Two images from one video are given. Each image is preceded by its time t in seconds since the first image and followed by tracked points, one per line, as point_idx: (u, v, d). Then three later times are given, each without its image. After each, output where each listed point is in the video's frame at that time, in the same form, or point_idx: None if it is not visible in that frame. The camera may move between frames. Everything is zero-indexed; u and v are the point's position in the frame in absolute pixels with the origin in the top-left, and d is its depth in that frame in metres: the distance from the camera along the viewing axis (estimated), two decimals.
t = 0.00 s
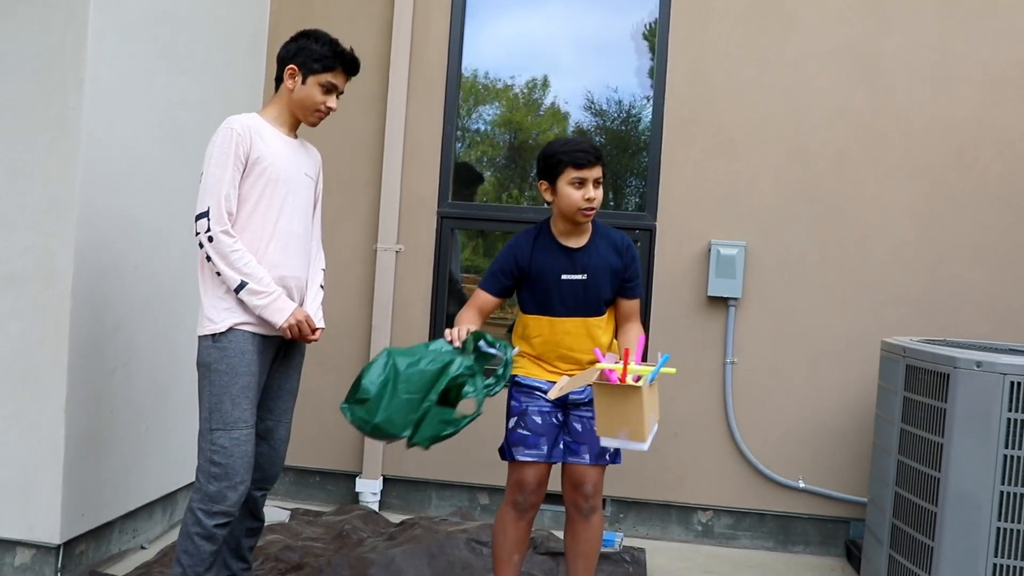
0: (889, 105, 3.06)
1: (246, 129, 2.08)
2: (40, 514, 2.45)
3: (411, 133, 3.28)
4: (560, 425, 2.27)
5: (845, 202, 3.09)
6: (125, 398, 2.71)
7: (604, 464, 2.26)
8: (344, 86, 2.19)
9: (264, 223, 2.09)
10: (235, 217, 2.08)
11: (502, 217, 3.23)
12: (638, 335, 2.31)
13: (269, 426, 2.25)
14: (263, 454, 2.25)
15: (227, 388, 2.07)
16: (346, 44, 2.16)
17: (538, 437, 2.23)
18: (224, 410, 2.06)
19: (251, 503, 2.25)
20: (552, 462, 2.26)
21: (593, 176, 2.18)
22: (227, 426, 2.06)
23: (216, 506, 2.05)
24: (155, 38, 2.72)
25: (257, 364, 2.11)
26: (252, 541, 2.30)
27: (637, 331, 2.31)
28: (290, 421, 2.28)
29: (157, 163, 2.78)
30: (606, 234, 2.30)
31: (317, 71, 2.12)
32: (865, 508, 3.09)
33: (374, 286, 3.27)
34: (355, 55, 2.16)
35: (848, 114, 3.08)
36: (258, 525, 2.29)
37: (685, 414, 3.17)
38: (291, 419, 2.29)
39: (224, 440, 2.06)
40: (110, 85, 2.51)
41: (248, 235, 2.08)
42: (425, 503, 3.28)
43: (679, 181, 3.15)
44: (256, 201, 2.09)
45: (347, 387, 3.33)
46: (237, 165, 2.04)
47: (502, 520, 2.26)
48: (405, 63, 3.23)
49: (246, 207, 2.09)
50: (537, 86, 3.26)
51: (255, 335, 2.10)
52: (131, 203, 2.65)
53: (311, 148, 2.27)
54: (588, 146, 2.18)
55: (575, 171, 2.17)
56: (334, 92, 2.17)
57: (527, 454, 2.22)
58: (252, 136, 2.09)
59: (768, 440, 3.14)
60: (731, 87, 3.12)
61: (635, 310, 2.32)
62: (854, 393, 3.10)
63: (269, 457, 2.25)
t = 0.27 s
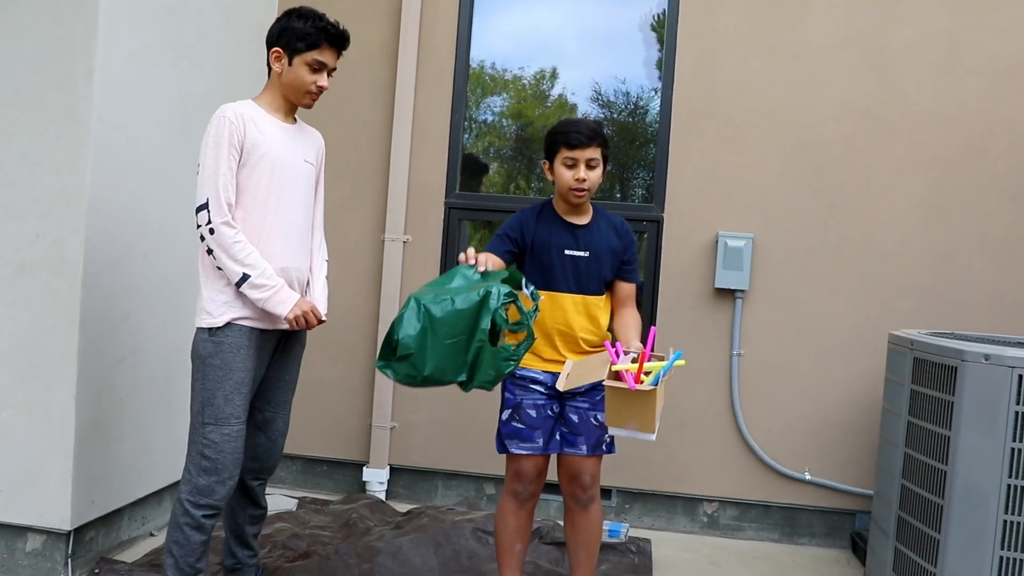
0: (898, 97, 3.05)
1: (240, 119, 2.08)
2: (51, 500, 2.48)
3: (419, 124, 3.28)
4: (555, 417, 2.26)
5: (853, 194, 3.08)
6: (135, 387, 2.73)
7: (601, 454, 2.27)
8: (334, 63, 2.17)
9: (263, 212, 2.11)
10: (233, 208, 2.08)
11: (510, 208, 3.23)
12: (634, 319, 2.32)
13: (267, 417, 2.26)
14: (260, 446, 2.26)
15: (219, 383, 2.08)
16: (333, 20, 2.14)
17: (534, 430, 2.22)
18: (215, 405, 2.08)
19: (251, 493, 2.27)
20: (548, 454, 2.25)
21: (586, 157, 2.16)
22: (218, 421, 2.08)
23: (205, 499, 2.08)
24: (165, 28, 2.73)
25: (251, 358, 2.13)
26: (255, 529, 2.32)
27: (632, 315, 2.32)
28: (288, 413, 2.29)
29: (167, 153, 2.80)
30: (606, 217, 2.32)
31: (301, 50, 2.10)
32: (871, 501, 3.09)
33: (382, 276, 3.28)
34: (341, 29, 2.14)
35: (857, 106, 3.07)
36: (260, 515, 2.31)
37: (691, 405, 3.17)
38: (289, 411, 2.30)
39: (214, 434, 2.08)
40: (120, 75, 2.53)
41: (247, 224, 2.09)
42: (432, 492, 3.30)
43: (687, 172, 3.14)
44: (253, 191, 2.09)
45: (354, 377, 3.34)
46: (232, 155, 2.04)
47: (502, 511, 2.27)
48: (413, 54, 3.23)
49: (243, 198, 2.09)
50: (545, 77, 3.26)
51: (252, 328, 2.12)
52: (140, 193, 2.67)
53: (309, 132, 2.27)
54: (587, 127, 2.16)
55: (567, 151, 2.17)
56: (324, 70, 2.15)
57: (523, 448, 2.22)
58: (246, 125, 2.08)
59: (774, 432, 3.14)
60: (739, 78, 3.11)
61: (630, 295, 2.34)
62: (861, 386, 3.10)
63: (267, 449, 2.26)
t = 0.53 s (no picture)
0: (907, 89, 3.03)
1: (220, 111, 2.05)
2: (62, 492, 2.50)
3: (426, 117, 3.28)
4: (558, 411, 2.26)
5: (862, 187, 3.07)
6: (144, 380, 2.75)
7: (604, 448, 2.27)
8: (316, 43, 2.15)
9: (249, 202, 2.09)
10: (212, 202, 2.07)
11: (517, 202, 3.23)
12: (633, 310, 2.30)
13: (279, 416, 2.26)
14: (274, 445, 2.25)
15: (218, 382, 2.09)
16: None
17: (538, 425, 2.22)
18: (214, 405, 2.09)
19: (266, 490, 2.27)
20: (552, 448, 2.26)
21: (594, 148, 2.16)
22: (217, 420, 2.09)
23: (206, 498, 2.09)
24: (173, 23, 2.74)
25: (249, 355, 2.13)
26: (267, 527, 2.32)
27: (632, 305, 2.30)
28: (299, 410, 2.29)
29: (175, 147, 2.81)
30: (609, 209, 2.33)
31: (281, 33, 2.08)
32: (880, 494, 3.08)
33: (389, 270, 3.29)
34: (319, 7, 2.12)
35: (865, 98, 3.05)
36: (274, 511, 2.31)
37: (699, 398, 3.17)
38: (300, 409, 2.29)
39: (214, 433, 2.10)
40: (128, 70, 2.54)
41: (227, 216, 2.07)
42: (440, 485, 3.31)
43: (694, 166, 3.14)
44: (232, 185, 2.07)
45: (362, 370, 3.36)
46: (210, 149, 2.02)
47: (507, 505, 2.27)
48: (420, 48, 3.23)
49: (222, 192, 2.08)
50: (551, 70, 3.25)
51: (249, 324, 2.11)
52: (149, 188, 2.68)
53: (294, 117, 2.25)
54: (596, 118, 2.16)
55: (577, 141, 2.16)
56: (306, 51, 2.14)
57: (527, 443, 2.22)
58: (226, 117, 2.06)
59: (782, 426, 3.14)
60: (747, 71, 3.10)
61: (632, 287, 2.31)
62: (869, 379, 3.09)
63: (281, 447, 2.26)
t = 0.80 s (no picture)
0: (915, 81, 3.02)
1: (209, 104, 2.03)
2: (75, 489, 2.52)
3: (433, 113, 3.29)
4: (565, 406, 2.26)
5: (870, 179, 3.05)
6: (155, 377, 2.77)
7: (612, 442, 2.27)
8: (306, 30, 2.11)
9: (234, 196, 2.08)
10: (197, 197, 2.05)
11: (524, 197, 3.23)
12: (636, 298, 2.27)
13: (290, 412, 2.26)
14: (289, 441, 2.25)
15: (219, 382, 2.10)
16: None
17: (544, 420, 2.22)
18: (215, 404, 2.11)
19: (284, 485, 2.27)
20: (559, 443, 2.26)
21: (606, 143, 2.16)
22: (219, 419, 2.11)
23: (208, 496, 2.11)
24: (180, 21, 2.75)
25: (251, 354, 2.13)
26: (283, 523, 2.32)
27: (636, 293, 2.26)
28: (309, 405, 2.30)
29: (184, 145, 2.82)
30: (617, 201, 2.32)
31: (269, 20, 2.04)
32: (889, 487, 3.08)
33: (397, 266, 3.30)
34: None
35: (873, 90, 3.04)
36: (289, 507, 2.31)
37: (707, 392, 3.17)
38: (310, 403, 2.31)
39: (215, 433, 2.11)
40: (136, 67, 2.54)
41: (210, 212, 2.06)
42: (449, 480, 3.32)
43: (701, 159, 3.13)
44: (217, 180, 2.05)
45: (371, 366, 3.37)
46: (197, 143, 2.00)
47: (516, 500, 2.28)
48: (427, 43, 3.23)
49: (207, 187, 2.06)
50: (557, 65, 3.25)
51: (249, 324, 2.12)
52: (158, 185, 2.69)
53: (282, 108, 2.23)
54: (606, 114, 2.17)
55: (589, 137, 2.16)
56: (295, 38, 2.09)
57: (534, 437, 2.23)
58: (214, 110, 2.04)
59: (791, 419, 3.13)
60: (754, 63, 3.09)
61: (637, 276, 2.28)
62: (878, 372, 3.08)
63: (297, 442, 2.26)
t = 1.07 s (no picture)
0: (923, 79, 3.01)
1: (212, 108, 2.03)
2: (87, 491, 2.53)
3: (440, 114, 3.29)
4: (574, 406, 2.26)
5: (878, 178, 3.05)
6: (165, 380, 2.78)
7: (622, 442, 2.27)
8: (306, 34, 2.11)
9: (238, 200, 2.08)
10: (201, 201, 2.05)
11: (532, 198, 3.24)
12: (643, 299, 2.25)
13: (301, 413, 2.27)
14: (302, 441, 2.26)
15: (230, 385, 2.11)
16: None
17: (554, 421, 2.22)
18: (227, 408, 2.11)
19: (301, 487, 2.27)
20: (569, 443, 2.26)
21: (620, 139, 2.17)
22: (230, 422, 2.12)
23: (219, 499, 2.12)
24: (189, 25, 2.76)
25: (262, 357, 2.14)
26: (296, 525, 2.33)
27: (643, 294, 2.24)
28: (319, 404, 2.30)
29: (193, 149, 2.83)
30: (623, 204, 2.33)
31: (270, 23, 2.04)
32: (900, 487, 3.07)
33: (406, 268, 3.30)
34: None
35: (880, 88, 3.03)
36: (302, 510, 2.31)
37: (717, 392, 3.17)
38: (321, 403, 2.31)
39: (227, 436, 2.12)
40: (146, 70, 2.56)
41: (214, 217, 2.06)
42: (459, 482, 3.32)
43: (709, 159, 3.13)
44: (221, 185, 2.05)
45: (380, 368, 3.37)
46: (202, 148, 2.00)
47: (525, 501, 2.28)
48: (434, 45, 3.24)
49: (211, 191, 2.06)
50: (563, 66, 3.25)
51: (258, 327, 2.12)
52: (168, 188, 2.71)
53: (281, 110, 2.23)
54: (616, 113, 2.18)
55: (602, 132, 2.17)
56: (296, 41, 2.10)
57: (544, 438, 2.23)
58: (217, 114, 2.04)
59: (801, 419, 3.13)
60: (761, 63, 3.09)
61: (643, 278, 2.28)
62: (888, 371, 3.08)
63: (310, 442, 2.27)
